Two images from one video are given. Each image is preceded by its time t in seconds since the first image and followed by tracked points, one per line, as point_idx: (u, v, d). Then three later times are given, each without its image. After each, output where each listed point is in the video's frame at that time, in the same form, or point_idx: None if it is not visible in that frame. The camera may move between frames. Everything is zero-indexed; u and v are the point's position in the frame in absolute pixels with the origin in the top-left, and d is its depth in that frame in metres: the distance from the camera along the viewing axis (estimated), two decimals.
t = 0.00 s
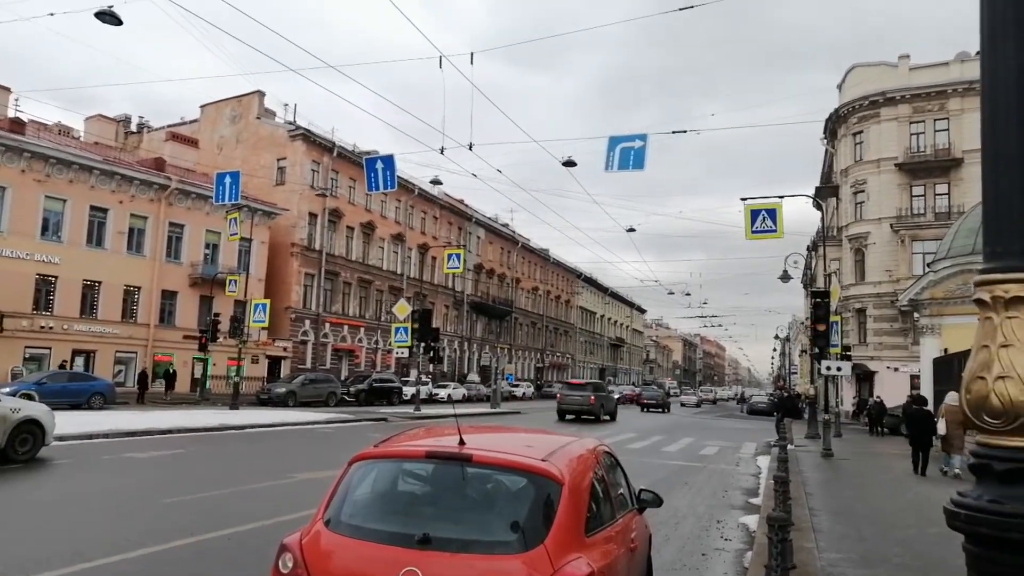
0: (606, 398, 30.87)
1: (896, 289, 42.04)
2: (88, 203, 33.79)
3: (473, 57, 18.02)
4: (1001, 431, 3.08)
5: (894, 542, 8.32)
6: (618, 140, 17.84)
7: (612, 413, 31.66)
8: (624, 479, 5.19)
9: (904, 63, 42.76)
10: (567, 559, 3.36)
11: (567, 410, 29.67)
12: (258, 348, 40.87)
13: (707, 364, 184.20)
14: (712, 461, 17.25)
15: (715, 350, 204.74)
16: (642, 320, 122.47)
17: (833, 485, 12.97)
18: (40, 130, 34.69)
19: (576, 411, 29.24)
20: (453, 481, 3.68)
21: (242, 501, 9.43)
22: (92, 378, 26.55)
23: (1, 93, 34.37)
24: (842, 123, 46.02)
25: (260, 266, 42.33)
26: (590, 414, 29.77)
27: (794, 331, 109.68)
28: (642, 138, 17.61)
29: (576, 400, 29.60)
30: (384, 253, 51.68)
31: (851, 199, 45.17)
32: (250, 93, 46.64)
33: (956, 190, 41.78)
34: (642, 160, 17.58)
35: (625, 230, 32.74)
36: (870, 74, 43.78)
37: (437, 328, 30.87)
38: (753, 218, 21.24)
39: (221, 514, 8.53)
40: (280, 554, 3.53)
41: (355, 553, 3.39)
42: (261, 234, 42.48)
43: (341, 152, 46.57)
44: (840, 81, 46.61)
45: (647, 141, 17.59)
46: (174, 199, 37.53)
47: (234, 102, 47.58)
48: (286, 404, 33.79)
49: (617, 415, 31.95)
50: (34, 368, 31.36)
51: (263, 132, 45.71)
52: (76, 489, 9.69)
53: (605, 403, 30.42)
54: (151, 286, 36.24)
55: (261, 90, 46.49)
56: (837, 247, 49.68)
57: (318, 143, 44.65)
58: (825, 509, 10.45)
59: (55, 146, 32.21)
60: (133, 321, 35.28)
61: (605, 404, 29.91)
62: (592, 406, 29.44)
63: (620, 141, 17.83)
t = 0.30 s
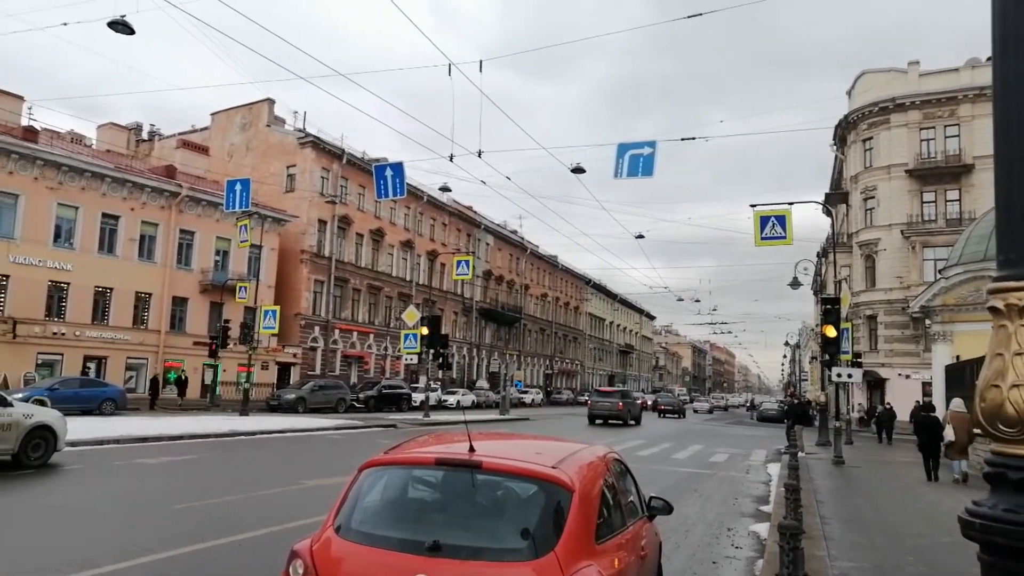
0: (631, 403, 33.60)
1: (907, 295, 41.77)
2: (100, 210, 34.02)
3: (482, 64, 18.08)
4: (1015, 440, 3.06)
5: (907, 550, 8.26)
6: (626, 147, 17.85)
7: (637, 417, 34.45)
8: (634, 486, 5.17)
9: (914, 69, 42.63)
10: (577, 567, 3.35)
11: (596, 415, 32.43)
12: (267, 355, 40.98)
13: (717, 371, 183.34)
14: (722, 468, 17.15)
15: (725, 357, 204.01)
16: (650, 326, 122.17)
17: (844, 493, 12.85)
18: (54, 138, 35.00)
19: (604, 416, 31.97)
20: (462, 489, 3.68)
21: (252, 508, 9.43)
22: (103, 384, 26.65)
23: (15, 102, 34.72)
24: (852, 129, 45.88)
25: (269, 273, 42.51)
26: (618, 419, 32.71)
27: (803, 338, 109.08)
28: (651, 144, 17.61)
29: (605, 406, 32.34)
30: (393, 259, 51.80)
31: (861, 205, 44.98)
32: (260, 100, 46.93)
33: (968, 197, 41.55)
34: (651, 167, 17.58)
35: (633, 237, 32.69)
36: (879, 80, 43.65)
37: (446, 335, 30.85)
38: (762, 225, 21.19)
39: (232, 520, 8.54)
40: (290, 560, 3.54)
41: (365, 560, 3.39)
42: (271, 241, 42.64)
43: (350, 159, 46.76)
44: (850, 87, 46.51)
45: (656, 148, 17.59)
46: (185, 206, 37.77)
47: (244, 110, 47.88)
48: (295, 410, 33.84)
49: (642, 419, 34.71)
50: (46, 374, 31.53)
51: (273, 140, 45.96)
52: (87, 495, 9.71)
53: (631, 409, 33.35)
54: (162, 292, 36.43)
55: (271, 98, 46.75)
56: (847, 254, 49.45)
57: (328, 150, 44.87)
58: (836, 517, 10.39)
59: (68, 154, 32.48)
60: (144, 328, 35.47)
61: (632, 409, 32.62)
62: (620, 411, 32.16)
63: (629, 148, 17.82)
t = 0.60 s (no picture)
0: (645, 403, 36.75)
1: (907, 295, 41.78)
2: (100, 211, 34.02)
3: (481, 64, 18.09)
4: (1015, 438, 3.07)
5: (907, 549, 8.27)
6: (626, 147, 17.85)
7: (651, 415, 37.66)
8: (634, 486, 5.17)
9: (913, 69, 42.64)
10: (578, 567, 3.36)
11: (614, 413, 35.54)
12: (267, 355, 40.97)
13: (717, 370, 183.12)
14: (723, 468, 17.14)
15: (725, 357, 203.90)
16: (650, 326, 122.19)
17: (844, 493, 12.85)
18: (53, 139, 35.01)
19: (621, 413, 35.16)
20: (462, 490, 3.69)
21: (252, 508, 9.44)
22: (103, 386, 26.65)
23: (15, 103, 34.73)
24: (851, 129, 45.88)
25: (269, 274, 42.51)
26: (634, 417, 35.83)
27: (803, 338, 109.03)
28: (651, 144, 17.62)
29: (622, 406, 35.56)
30: (393, 260, 51.81)
31: (861, 205, 44.99)
32: (260, 101, 46.93)
33: (967, 196, 41.53)
34: (650, 166, 17.58)
35: (633, 237, 32.66)
36: (879, 80, 43.66)
37: (445, 335, 30.80)
38: (762, 224, 21.20)
39: (233, 521, 8.56)
40: (291, 561, 3.54)
41: (366, 560, 3.39)
42: (271, 241, 42.64)
43: (350, 159, 46.76)
44: (849, 87, 46.51)
45: (655, 148, 17.60)
46: (184, 207, 37.77)
47: (244, 111, 47.88)
48: (295, 410, 33.84)
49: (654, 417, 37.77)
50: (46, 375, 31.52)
51: (273, 140, 45.96)
52: (88, 496, 9.70)
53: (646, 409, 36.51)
54: (162, 293, 36.43)
55: (270, 98, 46.77)
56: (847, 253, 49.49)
57: (327, 150, 44.88)
58: (836, 516, 10.40)
59: (68, 155, 32.50)
60: (143, 329, 35.45)
61: (647, 408, 35.70)
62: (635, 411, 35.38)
63: (629, 148, 17.83)
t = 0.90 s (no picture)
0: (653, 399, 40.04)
1: (902, 292, 41.89)
2: (94, 206, 33.89)
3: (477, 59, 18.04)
4: (1009, 434, 3.08)
5: (902, 545, 8.29)
6: (622, 144, 17.85)
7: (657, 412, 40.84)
8: (630, 482, 5.17)
9: (909, 66, 42.68)
10: (573, 563, 3.35)
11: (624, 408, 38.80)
12: (263, 351, 40.92)
13: (712, 367, 183.28)
14: (718, 464, 17.17)
15: (721, 353, 204.18)
16: (646, 323, 122.23)
17: (839, 489, 12.87)
18: (48, 134, 34.85)
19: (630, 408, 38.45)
20: (458, 485, 3.68)
21: (247, 504, 9.44)
22: (97, 381, 26.58)
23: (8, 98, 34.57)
24: (847, 126, 45.92)
25: (265, 269, 42.43)
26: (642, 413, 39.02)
27: (799, 335, 109.24)
28: (647, 141, 17.61)
29: (632, 401, 39.02)
30: (389, 256, 51.76)
31: (857, 202, 45.07)
32: (256, 96, 46.79)
33: (962, 193, 41.66)
34: (647, 163, 17.56)
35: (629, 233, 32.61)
36: (874, 78, 43.69)
37: (442, 332, 30.76)
38: (758, 222, 21.21)
39: (229, 517, 8.55)
40: (286, 557, 3.54)
41: (360, 556, 3.39)
42: (267, 237, 42.54)
43: (346, 155, 46.66)
44: (845, 84, 46.57)
45: (652, 145, 17.59)
46: (179, 202, 37.66)
47: (239, 106, 47.73)
48: (291, 406, 33.80)
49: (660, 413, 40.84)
50: (40, 370, 31.44)
51: (269, 136, 45.81)
52: (82, 492, 9.67)
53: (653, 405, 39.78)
54: (156, 288, 36.33)
55: (266, 94, 46.63)
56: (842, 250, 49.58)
57: (323, 146, 44.77)
58: (831, 512, 10.43)
59: (62, 149, 32.37)
60: (138, 324, 35.34)
61: (654, 404, 38.98)
62: (644, 405, 38.76)
63: (625, 145, 17.82)
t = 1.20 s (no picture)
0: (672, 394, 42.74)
1: (915, 286, 41.60)
2: (106, 206, 34.12)
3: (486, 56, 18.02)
4: None
5: (915, 541, 8.26)
6: (632, 139, 17.80)
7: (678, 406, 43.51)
8: (642, 478, 5.17)
9: (921, 58, 42.32)
10: (585, 558, 3.36)
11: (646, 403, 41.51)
12: (275, 349, 41.13)
13: (723, 362, 182.48)
14: (730, 460, 17.12)
15: (733, 348, 203.45)
16: (657, 318, 121.79)
17: (852, 485, 12.81)
18: (60, 134, 35.10)
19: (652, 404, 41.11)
20: (469, 482, 3.69)
21: (260, 501, 9.50)
22: (111, 380, 26.78)
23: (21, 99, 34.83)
24: (859, 119, 45.59)
25: (276, 268, 42.62)
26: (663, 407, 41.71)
27: (810, 330, 108.72)
28: (656, 136, 17.55)
29: (653, 396, 41.64)
30: (399, 253, 51.89)
31: (869, 196, 44.76)
32: (265, 95, 46.95)
33: (976, 186, 41.37)
34: (656, 159, 17.51)
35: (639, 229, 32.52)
36: (886, 70, 43.33)
37: (452, 329, 30.81)
38: (768, 216, 21.11)
39: (244, 514, 8.64)
40: (300, 554, 3.56)
41: (373, 552, 3.41)
42: (277, 235, 42.72)
43: (356, 153, 46.78)
44: (856, 77, 46.25)
45: (661, 140, 17.52)
46: (191, 201, 37.86)
47: (249, 105, 47.91)
48: (303, 404, 33.95)
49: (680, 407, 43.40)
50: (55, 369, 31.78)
51: (278, 134, 45.97)
52: (99, 490, 9.76)
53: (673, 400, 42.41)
54: (168, 287, 36.53)
55: (276, 92, 46.78)
56: (854, 245, 49.28)
57: (333, 144, 44.89)
58: (844, 508, 10.40)
59: (74, 150, 32.60)
60: (151, 323, 35.57)
61: (674, 398, 41.77)
62: (664, 400, 41.48)
63: (635, 140, 17.77)
